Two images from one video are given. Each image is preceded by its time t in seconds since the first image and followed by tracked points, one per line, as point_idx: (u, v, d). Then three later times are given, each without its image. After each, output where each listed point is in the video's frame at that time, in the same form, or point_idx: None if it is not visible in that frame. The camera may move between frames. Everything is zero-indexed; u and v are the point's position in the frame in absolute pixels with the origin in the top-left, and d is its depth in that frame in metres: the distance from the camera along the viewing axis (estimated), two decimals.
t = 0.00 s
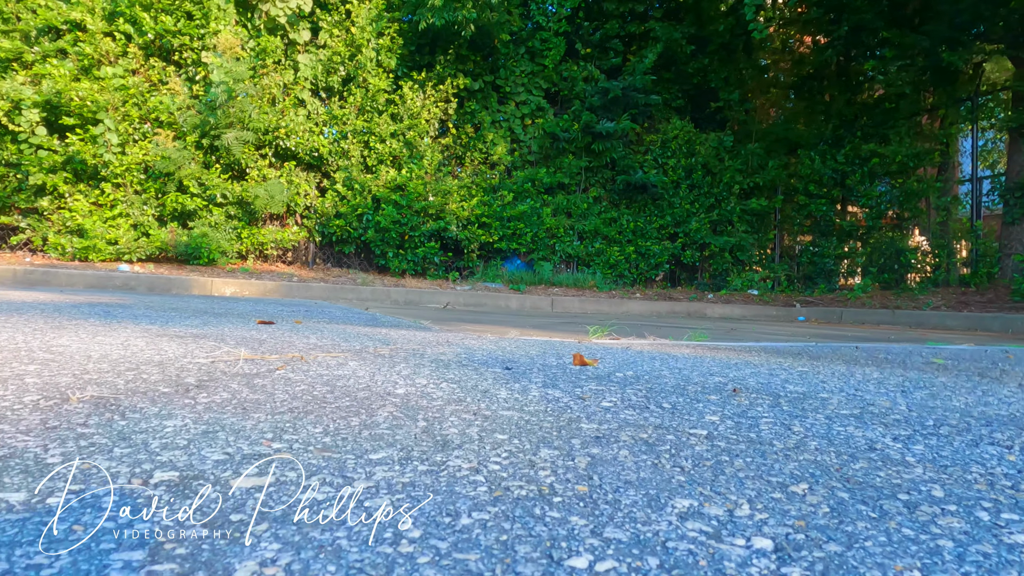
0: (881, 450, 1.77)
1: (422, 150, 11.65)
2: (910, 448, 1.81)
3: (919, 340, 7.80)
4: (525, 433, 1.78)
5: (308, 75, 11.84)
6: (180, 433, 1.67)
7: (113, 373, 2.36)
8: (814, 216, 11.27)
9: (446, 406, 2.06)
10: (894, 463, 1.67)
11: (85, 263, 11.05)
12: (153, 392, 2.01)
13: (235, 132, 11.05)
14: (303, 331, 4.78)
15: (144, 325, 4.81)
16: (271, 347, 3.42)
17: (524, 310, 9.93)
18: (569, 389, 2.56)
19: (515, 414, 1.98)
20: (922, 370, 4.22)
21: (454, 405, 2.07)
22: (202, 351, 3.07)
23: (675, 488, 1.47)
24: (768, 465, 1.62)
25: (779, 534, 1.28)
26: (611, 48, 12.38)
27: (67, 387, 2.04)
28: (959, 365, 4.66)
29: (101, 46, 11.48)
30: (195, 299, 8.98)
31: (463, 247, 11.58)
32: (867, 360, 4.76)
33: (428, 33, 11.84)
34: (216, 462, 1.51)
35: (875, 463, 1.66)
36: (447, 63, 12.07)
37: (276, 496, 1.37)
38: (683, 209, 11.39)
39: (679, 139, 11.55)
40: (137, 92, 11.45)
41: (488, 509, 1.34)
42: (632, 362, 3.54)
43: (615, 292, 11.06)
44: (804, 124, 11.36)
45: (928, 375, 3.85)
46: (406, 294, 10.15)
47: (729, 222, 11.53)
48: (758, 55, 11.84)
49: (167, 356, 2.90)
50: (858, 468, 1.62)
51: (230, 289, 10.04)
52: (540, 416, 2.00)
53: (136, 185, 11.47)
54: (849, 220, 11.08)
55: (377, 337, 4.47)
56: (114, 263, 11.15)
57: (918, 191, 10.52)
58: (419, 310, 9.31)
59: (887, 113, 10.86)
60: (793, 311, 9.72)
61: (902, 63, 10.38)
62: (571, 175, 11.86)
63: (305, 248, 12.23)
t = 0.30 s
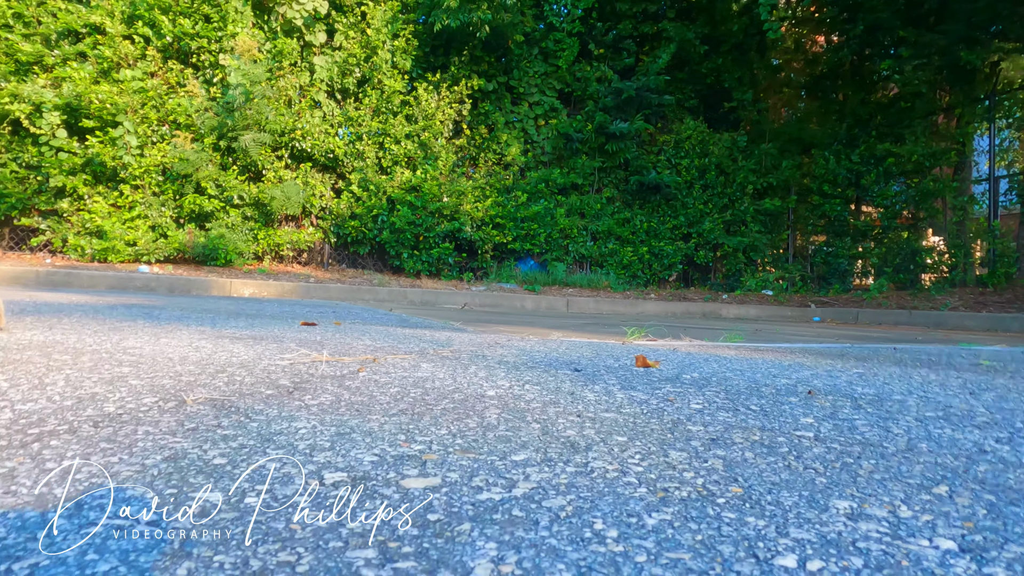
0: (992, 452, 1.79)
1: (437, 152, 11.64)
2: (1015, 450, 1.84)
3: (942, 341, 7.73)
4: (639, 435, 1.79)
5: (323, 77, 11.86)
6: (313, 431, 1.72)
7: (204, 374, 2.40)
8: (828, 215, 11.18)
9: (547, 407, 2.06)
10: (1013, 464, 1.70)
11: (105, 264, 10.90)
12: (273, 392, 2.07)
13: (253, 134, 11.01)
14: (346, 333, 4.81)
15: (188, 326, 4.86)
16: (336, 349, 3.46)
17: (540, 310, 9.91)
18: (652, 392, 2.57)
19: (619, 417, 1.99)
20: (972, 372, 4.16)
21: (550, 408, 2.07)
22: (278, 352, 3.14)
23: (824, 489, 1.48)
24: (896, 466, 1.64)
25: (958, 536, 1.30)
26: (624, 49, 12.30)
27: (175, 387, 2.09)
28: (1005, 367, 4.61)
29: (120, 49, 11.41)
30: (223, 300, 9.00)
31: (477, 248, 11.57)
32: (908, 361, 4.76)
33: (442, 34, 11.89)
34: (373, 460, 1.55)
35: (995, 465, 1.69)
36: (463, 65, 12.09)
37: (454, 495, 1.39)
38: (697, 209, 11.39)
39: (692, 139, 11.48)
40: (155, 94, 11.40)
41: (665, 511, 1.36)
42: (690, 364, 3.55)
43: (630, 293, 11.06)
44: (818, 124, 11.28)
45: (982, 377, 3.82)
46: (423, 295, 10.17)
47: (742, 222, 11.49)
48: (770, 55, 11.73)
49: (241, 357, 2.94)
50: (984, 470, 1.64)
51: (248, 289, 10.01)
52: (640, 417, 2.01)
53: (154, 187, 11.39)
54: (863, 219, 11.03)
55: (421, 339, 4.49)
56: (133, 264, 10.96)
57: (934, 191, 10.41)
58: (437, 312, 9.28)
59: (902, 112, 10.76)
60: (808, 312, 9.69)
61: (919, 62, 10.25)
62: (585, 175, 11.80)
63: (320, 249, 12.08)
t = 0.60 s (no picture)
0: None
1: (447, 152, 11.66)
2: None
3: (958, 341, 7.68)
4: (736, 439, 1.72)
5: (334, 78, 11.73)
6: (429, 434, 1.66)
7: (279, 376, 2.41)
8: (837, 215, 11.00)
9: (630, 411, 2.05)
10: None
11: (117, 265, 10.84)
12: (360, 396, 2.06)
13: (264, 135, 10.94)
14: (384, 335, 4.82)
15: (222, 327, 4.87)
16: (390, 351, 3.48)
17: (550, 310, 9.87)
18: (719, 394, 2.56)
19: (702, 418, 2.00)
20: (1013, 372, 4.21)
21: (625, 408, 2.11)
22: (339, 354, 3.18)
23: (950, 492, 1.43)
24: (1005, 470, 1.61)
25: None
26: (633, 49, 12.34)
27: (269, 391, 2.09)
28: None
29: (133, 50, 11.30)
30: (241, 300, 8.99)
31: (486, 248, 11.52)
32: (940, 361, 4.76)
33: (452, 35, 11.88)
34: (496, 461, 1.50)
35: None
36: (473, 65, 12.14)
37: (600, 497, 1.33)
38: (706, 210, 11.29)
39: (701, 139, 11.43)
40: (167, 95, 11.22)
41: (813, 513, 1.29)
42: (742, 366, 3.55)
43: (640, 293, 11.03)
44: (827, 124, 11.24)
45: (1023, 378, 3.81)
46: (434, 295, 10.15)
47: (751, 222, 11.32)
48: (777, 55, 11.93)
49: (302, 359, 2.96)
50: None
51: (261, 290, 9.93)
52: (720, 422, 1.95)
53: (166, 188, 11.27)
54: (872, 219, 10.82)
55: (460, 340, 4.50)
56: (145, 264, 10.90)
57: (943, 192, 10.35)
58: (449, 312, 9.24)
59: (913, 111, 10.70)
60: (818, 312, 9.68)
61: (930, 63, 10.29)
62: (593, 176, 11.77)
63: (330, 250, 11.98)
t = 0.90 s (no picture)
0: None
1: (454, 152, 11.24)
2: None
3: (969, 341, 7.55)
4: (843, 444, 1.71)
5: (342, 78, 11.44)
6: (548, 435, 1.64)
7: (360, 378, 2.41)
8: (842, 216, 10.78)
9: (718, 415, 2.05)
10: None
11: (126, 264, 10.72)
12: (454, 401, 2.05)
13: (273, 136, 10.72)
14: (425, 337, 4.81)
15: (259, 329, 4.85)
16: (446, 353, 3.48)
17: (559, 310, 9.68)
18: (787, 398, 2.54)
19: (792, 422, 2.01)
20: None
21: (712, 411, 2.13)
22: (402, 357, 3.21)
23: None
24: None
25: None
26: (639, 49, 11.97)
27: (359, 394, 2.07)
28: None
29: (143, 51, 11.04)
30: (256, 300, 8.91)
31: (493, 249, 11.22)
32: (978, 364, 4.68)
33: (460, 36, 11.58)
34: (627, 465, 1.38)
35: None
36: (480, 65, 11.76)
37: (755, 502, 1.19)
38: (712, 210, 11.03)
39: (707, 140, 11.14)
40: (177, 95, 11.01)
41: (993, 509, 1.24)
42: (798, 369, 3.54)
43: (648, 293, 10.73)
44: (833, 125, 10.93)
45: None
46: (443, 296, 9.91)
47: (757, 222, 11.07)
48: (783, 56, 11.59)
49: (366, 362, 2.96)
50: None
51: (271, 290, 9.75)
52: (810, 428, 1.93)
53: (175, 187, 11.03)
54: (878, 219, 10.62)
55: (503, 341, 4.49)
56: (154, 264, 10.80)
57: (951, 192, 10.08)
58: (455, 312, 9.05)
59: (919, 112, 10.43)
60: (825, 312, 9.46)
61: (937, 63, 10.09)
62: (600, 175, 11.42)
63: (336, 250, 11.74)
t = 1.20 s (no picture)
0: None
1: (459, 152, 11.12)
2: None
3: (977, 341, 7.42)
4: (936, 449, 1.70)
5: (346, 78, 11.34)
6: (645, 439, 1.64)
7: (427, 381, 2.41)
8: (844, 215, 10.55)
9: (795, 418, 2.04)
10: None
11: (129, 264, 10.59)
12: (534, 405, 2.06)
13: (278, 135, 10.63)
14: (457, 337, 4.80)
15: (289, 329, 4.83)
16: (489, 354, 3.46)
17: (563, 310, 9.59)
18: (846, 400, 2.52)
19: (866, 425, 2.00)
20: None
21: (784, 414, 2.12)
22: (455, 358, 3.23)
23: None
24: None
25: None
26: (641, 49, 11.75)
27: (439, 398, 2.07)
28: None
29: (147, 49, 10.87)
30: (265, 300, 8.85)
31: (496, 248, 11.08)
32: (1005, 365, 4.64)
33: (466, 34, 11.45)
34: (740, 470, 1.38)
35: None
36: (484, 65, 11.68)
37: (888, 508, 1.17)
38: (714, 210, 10.84)
39: (710, 139, 11.00)
40: (181, 94, 10.93)
41: None
42: (843, 371, 3.55)
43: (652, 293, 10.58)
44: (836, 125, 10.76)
45: None
46: (448, 295, 9.82)
47: (759, 222, 10.88)
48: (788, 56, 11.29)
49: (419, 364, 2.94)
50: None
51: (276, 290, 9.67)
52: (889, 431, 1.93)
53: (179, 186, 10.89)
54: (880, 220, 10.41)
55: (536, 343, 4.47)
56: (157, 263, 10.64)
57: (954, 192, 9.93)
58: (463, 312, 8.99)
59: (922, 112, 10.24)
60: (828, 311, 9.35)
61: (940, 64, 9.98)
62: (603, 175, 11.30)
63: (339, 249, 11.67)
